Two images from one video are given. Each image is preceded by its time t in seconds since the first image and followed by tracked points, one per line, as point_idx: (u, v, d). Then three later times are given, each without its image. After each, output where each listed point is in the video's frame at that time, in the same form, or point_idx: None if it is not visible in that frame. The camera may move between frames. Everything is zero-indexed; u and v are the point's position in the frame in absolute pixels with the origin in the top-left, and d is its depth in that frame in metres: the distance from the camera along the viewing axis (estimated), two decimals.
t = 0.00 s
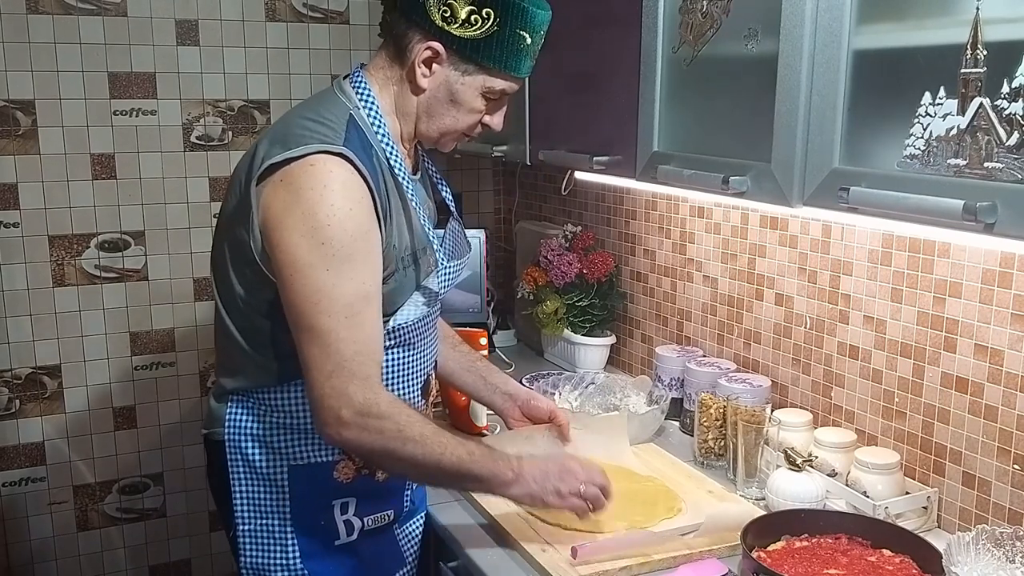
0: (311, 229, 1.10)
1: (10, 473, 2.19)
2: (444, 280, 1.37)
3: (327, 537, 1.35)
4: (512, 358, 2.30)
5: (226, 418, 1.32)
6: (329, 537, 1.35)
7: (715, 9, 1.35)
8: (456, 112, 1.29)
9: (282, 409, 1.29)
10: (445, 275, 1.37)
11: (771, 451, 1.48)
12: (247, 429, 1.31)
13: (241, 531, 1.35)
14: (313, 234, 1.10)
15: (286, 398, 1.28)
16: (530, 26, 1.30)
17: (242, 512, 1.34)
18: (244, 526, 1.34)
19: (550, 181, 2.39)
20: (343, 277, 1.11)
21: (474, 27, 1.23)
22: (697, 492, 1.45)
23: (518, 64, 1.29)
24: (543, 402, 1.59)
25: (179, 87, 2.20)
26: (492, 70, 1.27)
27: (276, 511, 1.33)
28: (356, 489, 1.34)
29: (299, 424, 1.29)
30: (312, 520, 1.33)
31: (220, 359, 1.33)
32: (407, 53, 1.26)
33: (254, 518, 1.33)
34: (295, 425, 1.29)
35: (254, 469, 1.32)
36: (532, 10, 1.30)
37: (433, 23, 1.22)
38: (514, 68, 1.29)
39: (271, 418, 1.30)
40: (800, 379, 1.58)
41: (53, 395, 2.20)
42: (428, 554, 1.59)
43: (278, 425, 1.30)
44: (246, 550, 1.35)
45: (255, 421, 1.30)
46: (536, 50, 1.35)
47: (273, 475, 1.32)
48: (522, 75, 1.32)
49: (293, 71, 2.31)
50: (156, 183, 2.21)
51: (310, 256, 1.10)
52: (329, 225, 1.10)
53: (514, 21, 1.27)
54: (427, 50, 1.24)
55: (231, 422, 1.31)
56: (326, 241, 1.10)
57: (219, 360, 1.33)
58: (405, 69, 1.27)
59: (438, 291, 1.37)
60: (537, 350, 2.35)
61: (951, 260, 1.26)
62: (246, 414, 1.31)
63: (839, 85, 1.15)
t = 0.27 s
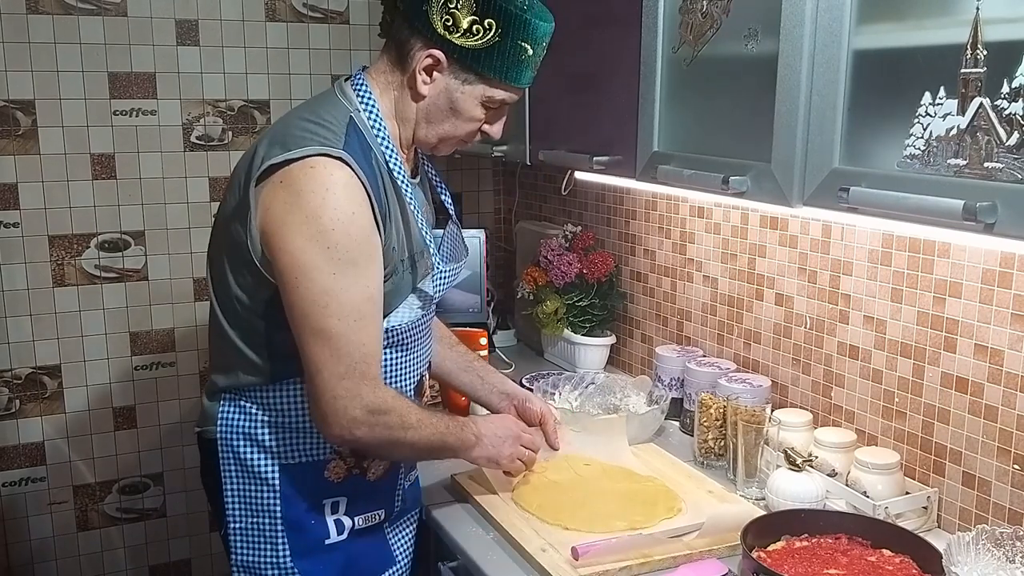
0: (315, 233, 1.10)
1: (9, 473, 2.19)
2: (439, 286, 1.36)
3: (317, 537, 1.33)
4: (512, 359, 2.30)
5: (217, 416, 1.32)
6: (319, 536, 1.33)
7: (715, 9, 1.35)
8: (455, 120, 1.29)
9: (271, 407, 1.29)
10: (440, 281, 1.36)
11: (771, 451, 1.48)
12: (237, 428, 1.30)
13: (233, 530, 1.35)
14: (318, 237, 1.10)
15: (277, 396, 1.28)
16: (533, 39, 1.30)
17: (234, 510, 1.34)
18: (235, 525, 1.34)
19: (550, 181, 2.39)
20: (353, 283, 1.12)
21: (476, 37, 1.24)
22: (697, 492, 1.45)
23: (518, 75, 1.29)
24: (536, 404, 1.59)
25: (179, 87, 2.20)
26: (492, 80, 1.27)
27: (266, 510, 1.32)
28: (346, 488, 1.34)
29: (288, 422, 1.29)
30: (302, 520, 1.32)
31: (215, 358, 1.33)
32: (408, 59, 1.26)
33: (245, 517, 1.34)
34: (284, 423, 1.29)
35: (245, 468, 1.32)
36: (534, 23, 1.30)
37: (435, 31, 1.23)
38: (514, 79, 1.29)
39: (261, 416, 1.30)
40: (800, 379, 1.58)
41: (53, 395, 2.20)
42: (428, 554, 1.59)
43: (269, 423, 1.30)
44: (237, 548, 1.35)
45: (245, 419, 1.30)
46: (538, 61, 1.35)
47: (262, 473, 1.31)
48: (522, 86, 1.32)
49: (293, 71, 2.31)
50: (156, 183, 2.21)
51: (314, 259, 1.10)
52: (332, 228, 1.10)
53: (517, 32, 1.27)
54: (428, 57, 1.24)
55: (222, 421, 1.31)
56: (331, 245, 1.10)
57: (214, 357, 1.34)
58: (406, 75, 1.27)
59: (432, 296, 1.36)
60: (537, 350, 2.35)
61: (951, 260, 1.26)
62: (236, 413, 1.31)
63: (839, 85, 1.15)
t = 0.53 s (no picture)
0: (317, 232, 1.10)
1: (9, 473, 2.19)
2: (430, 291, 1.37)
3: (305, 534, 1.32)
4: (512, 358, 2.30)
5: (209, 411, 1.33)
6: (306, 533, 1.33)
7: (715, 9, 1.36)
8: (454, 125, 1.29)
9: (262, 402, 1.30)
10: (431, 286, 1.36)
11: (771, 451, 1.48)
12: (228, 422, 1.31)
13: (222, 525, 1.35)
14: (320, 236, 1.10)
15: (272, 391, 1.29)
16: (534, 50, 1.30)
17: (223, 505, 1.34)
18: (225, 520, 1.34)
19: (551, 181, 2.39)
20: (355, 282, 1.12)
21: (478, 46, 1.24)
22: (697, 492, 1.45)
23: (519, 85, 1.29)
24: (534, 409, 1.60)
25: (179, 87, 2.20)
26: (492, 89, 1.27)
27: (255, 505, 1.32)
28: (335, 486, 1.33)
29: (278, 417, 1.30)
30: (290, 516, 1.32)
31: (211, 355, 1.33)
32: (410, 65, 1.26)
33: (234, 512, 1.33)
34: (274, 418, 1.30)
35: (236, 463, 1.31)
36: (536, 34, 1.30)
37: (438, 38, 1.23)
38: (514, 88, 1.29)
39: (252, 411, 1.30)
40: (800, 379, 1.58)
41: (53, 395, 2.20)
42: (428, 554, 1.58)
43: (261, 418, 1.30)
44: (226, 542, 1.35)
45: (236, 414, 1.31)
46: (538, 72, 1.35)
47: (252, 469, 1.31)
48: (522, 96, 1.32)
49: (293, 71, 2.31)
50: (156, 183, 2.21)
51: (317, 259, 1.10)
52: (334, 228, 1.11)
53: (518, 43, 1.27)
54: (430, 64, 1.25)
55: (214, 416, 1.32)
56: (333, 244, 1.11)
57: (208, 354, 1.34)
58: (408, 81, 1.27)
59: (422, 298, 1.36)
60: (537, 350, 2.35)
61: (951, 260, 1.26)
62: (228, 407, 1.31)
63: (839, 85, 1.15)
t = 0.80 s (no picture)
0: (310, 225, 1.10)
1: (9, 473, 2.20)
2: (425, 292, 1.35)
3: (295, 530, 1.32)
4: (511, 358, 2.30)
5: (204, 407, 1.33)
6: (297, 529, 1.32)
7: (715, 9, 1.35)
8: (453, 128, 1.29)
9: (255, 397, 1.30)
10: (426, 288, 1.35)
11: (771, 451, 1.49)
12: (221, 417, 1.31)
13: (216, 520, 1.35)
14: (313, 230, 1.10)
15: (264, 385, 1.30)
16: (533, 57, 1.30)
17: (217, 500, 1.34)
18: (218, 514, 1.34)
19: (551, 181, 2.39)
20: (346, 276, 1.12)
21: (475, 51, 1.23)
22: (697, 492, 1.45)
23: (516, 90, 1.28)
24: (534, 411, 1.61)
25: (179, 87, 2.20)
26: (490, 94, 1.27)
27: (247, 500, 1.32)
28: (326, 482, 1.33)
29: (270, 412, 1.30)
30: (280, 512, 1.31)
31: (204, 347, 1.34)
32: (410, 68, 1.27)
33: (227, 507, 1.33)
34: (266, 414, 1.30)
35: (228, 457, 1.32)
36: (535, 41, 1.29)
37: (438, 42, 1.24)
38: (512, 94, 1.28)
39: (245, 407, 1.31)
40: (800, 379, 1.58)
41: (53, 395, 2.20)
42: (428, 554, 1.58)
43: (253, 413, 1.30)
44: (219, 536, 1.35)
45: (229, 409, 1.31)
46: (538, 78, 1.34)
47: (244, 464, 1.31)
48: (521, 101, 1.31)
49: (293, 71, 2.31)
50: (156, 183, 2.21)
51: (309, 253, 1.10)
52: (327, 223, 1.11)
53: (517, 48, 1.27)
54: (428, 67, 1.25)
55: (208, 411, 1.32)
56: (326, 238, 1.11)
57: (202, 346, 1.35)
58: (407, 83, 1.28)
59: (417, 297, 1.35)
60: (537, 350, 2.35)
61: (951, 260, 1.26)
62: (222, 403, 1.32)
63: (839, 85, 1.15)
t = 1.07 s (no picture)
0: (308, 222, 1.10)
1: (9, 473, 2.20)
2: (425, 292, 1.35)
3: (294, 528, 1.32)
4: (511, 359, 2.30)
5: (202, 405, 1.33)
6: (296, 527, 1.32)
7: (715, 9, 1.36)
8: (455, 130, 1.29)
9: (253, 396, 1.30)
10: (427, 288, 1.35)
11: (771, 451, 1.49)
12: (219, 415, 1.31)
13: (214, 518, 1.35)
14: (310, 227, 1.10)
15: (262, 384, 1.30)
16: (536, 63, 1.30)
17: (215, 498, 1.34)
18: (217, 513, 1.34)
19: (551, 181, 2.39)
20: (337, 273, 1.12)
21: (479, 54, 1.24)
22: (697, 492, 1.45)
23: (519, 94, 1.28)
24: (534, 412, 1.60)
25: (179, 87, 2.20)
26: (492, 97, 1.27)
27: (246, 498, 1.32)
28: (324, 480, 1.33)
29: (268, 411, 1.30)
30: (279, 509, 1.31)
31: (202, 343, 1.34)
32: (413, 70, 1.27)
33: (226, 505, 1.33)
34: (265, 412, 1.30)
35: (226, 456, 1.32)
36: (539, 46, 1.30)
37: (442, 45, 1.24)
38: (515, 98, 1.28)
39: (243, 404, 1.31)
40: (800, 379, 1.58)
41: (53, 395, 2.20)
42: (428, 554, 1.58)
43: (251, 412, 1.30)
44: (218, 535, 1.35)
45: (227, 407, 1.31)
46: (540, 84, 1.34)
47: (243, 462, 1.31)
48: (522, 105, 1.31)
49: (293, 71, 2.31)
50: (156, 183, 2.21)
51: (305, 249, 1.10)
52: (326, 221, 1.11)
53: (520, 53, 1.27)
54: (432, 70, 1.25)
55: (206, 409, 1.32)
56: (323, 235, 1.11)
57: (201, 342, 1.35)
58: (411, 85, 1.28)
59: (417, 298, 1.35)
60: (537, 350, 2.35)
61: (951, 260, 1.26)
62: (220, 401, 1.32)
63: (839, 85, 1.15)
